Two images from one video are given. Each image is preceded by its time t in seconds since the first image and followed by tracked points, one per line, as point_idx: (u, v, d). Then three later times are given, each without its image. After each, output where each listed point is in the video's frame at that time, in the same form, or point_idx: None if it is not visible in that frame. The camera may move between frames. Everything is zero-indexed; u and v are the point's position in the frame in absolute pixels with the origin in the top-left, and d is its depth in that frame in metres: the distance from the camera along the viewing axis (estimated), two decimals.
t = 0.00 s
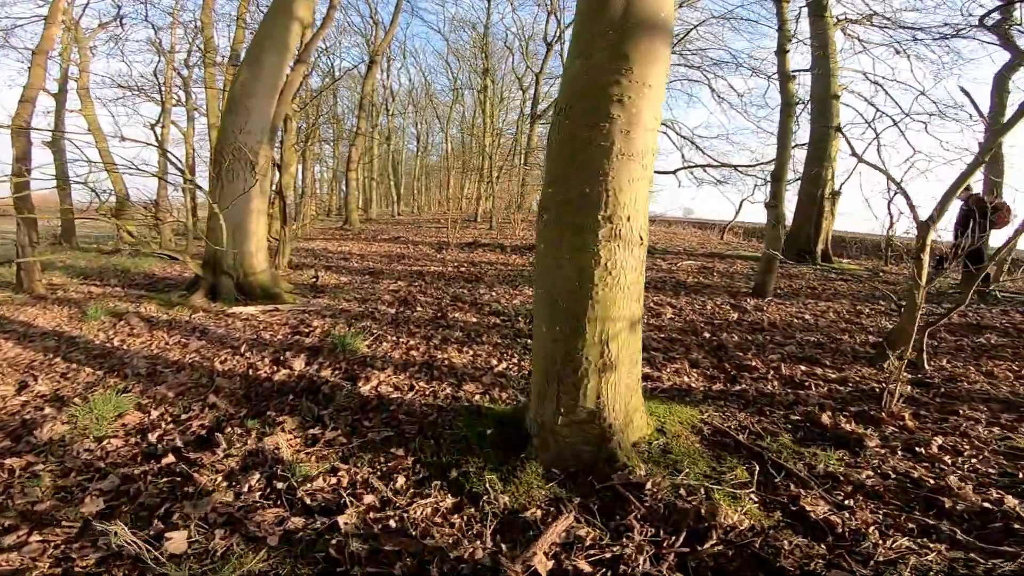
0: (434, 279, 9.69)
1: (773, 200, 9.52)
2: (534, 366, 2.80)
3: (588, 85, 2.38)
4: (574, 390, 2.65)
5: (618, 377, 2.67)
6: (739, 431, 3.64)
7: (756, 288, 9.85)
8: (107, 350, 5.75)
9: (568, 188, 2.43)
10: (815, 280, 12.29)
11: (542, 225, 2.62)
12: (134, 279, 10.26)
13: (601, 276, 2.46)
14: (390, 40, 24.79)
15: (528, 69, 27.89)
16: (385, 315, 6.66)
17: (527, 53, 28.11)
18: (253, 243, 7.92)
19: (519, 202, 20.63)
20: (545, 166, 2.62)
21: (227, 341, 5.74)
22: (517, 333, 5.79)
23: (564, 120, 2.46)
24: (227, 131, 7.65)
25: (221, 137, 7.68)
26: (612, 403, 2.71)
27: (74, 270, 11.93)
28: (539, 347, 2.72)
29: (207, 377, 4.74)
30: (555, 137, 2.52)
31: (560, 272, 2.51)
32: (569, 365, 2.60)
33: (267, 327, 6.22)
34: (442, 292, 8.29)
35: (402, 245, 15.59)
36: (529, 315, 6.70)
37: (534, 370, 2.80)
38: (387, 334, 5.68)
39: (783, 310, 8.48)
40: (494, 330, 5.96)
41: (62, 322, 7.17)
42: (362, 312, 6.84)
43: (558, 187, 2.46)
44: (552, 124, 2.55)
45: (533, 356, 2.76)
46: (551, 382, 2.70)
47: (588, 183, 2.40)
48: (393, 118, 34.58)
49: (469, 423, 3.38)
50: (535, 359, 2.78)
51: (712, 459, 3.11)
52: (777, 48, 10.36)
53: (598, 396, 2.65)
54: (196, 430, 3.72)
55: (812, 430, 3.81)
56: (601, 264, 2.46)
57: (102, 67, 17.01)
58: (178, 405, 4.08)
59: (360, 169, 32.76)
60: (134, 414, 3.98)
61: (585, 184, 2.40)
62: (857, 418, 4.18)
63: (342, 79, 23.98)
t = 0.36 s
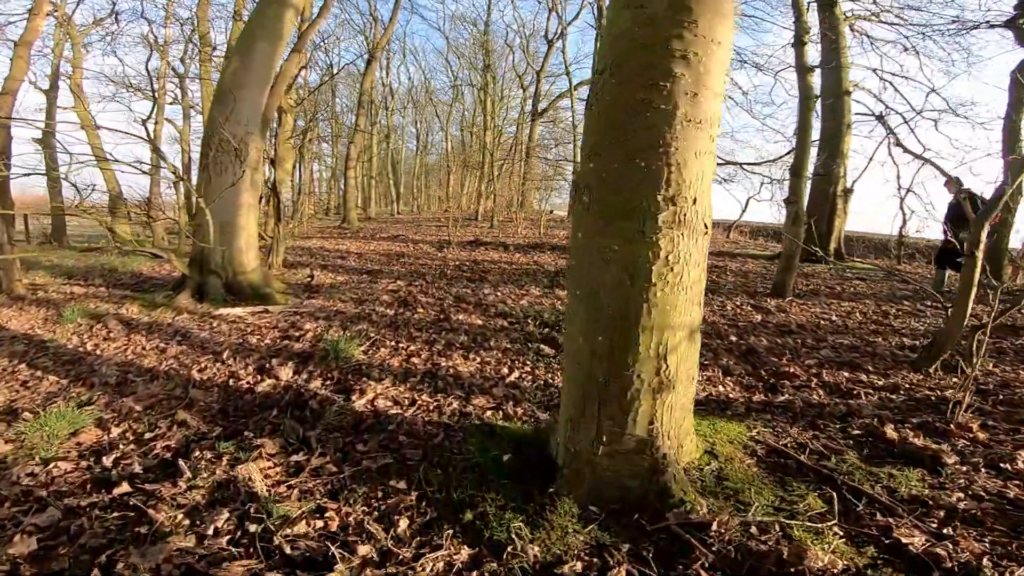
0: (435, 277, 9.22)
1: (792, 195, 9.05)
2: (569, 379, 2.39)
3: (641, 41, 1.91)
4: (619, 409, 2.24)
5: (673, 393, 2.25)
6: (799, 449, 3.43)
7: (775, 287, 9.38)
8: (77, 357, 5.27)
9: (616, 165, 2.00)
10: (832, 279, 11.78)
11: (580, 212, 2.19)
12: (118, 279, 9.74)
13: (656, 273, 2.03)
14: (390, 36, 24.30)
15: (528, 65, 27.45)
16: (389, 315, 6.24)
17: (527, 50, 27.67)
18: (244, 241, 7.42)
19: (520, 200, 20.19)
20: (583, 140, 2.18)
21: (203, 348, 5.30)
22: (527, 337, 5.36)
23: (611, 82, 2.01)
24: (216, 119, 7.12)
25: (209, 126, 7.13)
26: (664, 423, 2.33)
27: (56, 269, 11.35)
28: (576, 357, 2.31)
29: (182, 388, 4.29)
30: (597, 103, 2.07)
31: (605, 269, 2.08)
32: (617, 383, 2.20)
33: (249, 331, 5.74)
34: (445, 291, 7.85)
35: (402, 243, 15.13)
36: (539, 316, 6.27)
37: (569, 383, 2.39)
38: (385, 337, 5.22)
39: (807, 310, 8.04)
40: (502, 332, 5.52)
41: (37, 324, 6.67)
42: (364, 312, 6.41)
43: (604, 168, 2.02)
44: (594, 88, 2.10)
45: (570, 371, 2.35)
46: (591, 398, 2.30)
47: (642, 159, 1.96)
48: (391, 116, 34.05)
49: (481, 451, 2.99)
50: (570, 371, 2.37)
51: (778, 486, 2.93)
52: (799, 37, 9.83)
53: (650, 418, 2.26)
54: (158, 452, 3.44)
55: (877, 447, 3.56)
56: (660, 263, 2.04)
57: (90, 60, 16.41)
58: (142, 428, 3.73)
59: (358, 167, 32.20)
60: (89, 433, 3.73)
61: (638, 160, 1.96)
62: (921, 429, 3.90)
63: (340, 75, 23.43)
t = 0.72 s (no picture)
0: (436, 282, 8.78)
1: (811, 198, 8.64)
2: (624, 424, 2.04)
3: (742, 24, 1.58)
4: (690, 462, 1.90)
5: (753, 441, 1.94)
6: (861, 484, 3.14)
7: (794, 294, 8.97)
8: (51, 375, 4.84)
9: (706, 170, 1.66)
10: (847, 284, 11.36)
11: (649, 226, 1.85)
12: (104, 285, 9.28)
13: (752, 304, 1.71)
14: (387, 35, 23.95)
15: (527, 65, 27.09)
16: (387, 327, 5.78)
17: (527, 49, 27.32)
18: (234, 246, 6.95)
19: (520, 201, 19.82)
20: (653, 139, 1.84)
21: (183, 366, 4.88)
22: (541, 353, 4.94)
23: (696, 68, 1.67)
24: (203, 113, 6.67)
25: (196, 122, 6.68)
26: (741, 479, 2.00)
27: (39, 274, 10.86)
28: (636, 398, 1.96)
29: (160, 415, 3.88)
30: (676, 94, 1.73)
31: (687, 298, 1.75)
32: (692, 434, 1.86)
33: (236, 346, 5.31)
34: (448, 297, 7.44)
35: (401, 246, 14.71)
36: (550, 328, 5.87)
37: (623, 429, 2.04)
38: (385, 353, 4.79)
39: (830, 318, 7.65)
40: (513, 347, 5.10)
41: (12, 337, 6.22)
42: (364, 323, 6.02)
43: (688, 176, 1.69)
44: (669, 76, 1.76)
45: (628, 416, 2.01)
46: (655, 447, 1.95)
47: (737, 165, 1.63)
48: (388, 115, 33.66)
49: (502, 501, 2.63)
50: (626, 415, 2.02)
51: (850, 529, 2.66)
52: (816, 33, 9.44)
53: (726, 474, 1.94)
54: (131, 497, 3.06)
55: (943, 475, 3.23)
56: (754, 294, 1.71)
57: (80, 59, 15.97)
58: (112, 468, 3.33)
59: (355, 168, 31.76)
60: (54, 471, 3.33)
61: (733, 164, 1.63)
62: (985, 455, 3.56)
63: (337, 75, 23.01)
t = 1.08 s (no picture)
0: (440, 284, 8.31)
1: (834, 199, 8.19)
2: (740, 481, 1.68)
3: None
4: (830, 533, 1.58)
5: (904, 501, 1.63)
6: (955, 517, 2.67)
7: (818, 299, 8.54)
8: (15, 392, 4.37)
9: (900, 159, 1.32)
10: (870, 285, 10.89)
11: (800, 234, 1.48)
12: (88, 289, 8.79)
13: (954, 347, 1.37)
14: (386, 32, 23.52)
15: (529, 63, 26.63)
16: (391, 336, 5.33)
17: (528, 47, 26.91)
18: (224, 249, 6.46)
19: (522, 201, 19.36)
20: (805, 121, 1.47)
21: (165, 384, 4.43)
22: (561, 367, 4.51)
23: (878, 27, 1.33)
24: (189, 106, 6.19)
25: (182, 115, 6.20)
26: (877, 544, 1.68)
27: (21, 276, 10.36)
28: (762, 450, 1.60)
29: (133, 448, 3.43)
30: (849, 63, 1.37)
31: (863, 330, 1.39)
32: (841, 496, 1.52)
33: (225, 359, 4.85)
34: (454, 301, 6.98)
35: (402, 246, 14.22)
36: (567, 337, 5.43)
37: (739, 488, 1.68)
38: (390, 366, 4.35)
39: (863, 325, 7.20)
40: (529, 358, 4.65)
41: None
42: (366, 331, 5.56)
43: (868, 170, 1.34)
44: (835, 36, 1.40)
45: (748, 468, 1.65)
46: (784, 507, 1.60)
47: (944, 155, 1.29)
48: (388, 115, 33.22)
49: (543, 561, 2.27)
50: (745, 469, 1.66)
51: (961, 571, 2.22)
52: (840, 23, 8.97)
53: (868, 539, 1.61)
54: (90, 550, 2.60)
55: None
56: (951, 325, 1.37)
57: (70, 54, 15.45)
58: (68, 512, 2.88)
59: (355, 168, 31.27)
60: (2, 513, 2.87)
61: (941, 153, 1.29)
62: None
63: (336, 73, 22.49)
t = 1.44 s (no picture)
0: (443, 289, 7.79)
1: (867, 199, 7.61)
2: (923, 556, 1.33)
3: None
4: None
5: None
6: None
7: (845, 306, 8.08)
8: None
9: None
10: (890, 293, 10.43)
11: None
12: (66, 294, 8.26)
13: None
14: (386, 28, 22.97)
15: (532, 60, 26.11)
16: (391, 352, 4.81)
17: (531, 44, 26.38)
18: (207, 255, 5.89)
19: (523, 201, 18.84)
20: None
21: (134, 413, 3.95)
22: (583, 391, 4.05)
23: None
24: (170, 100, 5.63)
25: (161, 110, 5.65)
26: None
27: None
28: (982, 548, 1.21)
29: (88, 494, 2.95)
30: None
31: None
32: None
33: (202, 382, 4.35)
34: (459, 308, 6.46)
35: (401, 248, 13.71)
36: (586, 353, 4.93)
37: (918, 565, 1.34)
38: (392, 391, 3.89)
39: (896, 339, 6.78)
40: (547, 380, 4.18)
41: None
42: (364, 345, 5.05)
43: None
44: None
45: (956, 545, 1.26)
46: None
47: None
48: (388, 113, 32.64)
49: None
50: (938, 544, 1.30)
51: None
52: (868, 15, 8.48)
53: None
54: None
55: None
56: None
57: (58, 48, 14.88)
58: None
59: (353, 166, 30.70)
60: None
61: None
62: None
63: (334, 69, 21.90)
